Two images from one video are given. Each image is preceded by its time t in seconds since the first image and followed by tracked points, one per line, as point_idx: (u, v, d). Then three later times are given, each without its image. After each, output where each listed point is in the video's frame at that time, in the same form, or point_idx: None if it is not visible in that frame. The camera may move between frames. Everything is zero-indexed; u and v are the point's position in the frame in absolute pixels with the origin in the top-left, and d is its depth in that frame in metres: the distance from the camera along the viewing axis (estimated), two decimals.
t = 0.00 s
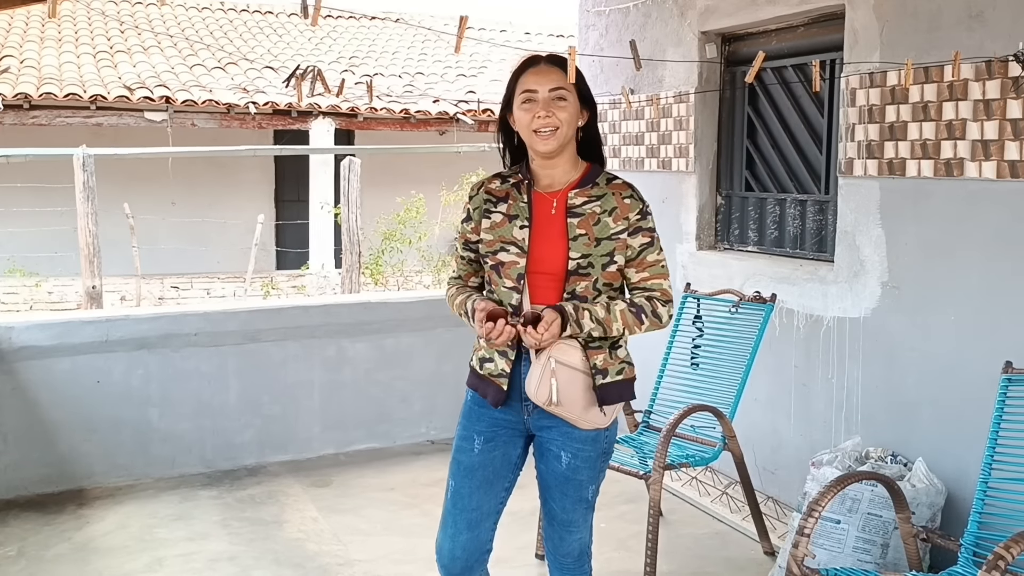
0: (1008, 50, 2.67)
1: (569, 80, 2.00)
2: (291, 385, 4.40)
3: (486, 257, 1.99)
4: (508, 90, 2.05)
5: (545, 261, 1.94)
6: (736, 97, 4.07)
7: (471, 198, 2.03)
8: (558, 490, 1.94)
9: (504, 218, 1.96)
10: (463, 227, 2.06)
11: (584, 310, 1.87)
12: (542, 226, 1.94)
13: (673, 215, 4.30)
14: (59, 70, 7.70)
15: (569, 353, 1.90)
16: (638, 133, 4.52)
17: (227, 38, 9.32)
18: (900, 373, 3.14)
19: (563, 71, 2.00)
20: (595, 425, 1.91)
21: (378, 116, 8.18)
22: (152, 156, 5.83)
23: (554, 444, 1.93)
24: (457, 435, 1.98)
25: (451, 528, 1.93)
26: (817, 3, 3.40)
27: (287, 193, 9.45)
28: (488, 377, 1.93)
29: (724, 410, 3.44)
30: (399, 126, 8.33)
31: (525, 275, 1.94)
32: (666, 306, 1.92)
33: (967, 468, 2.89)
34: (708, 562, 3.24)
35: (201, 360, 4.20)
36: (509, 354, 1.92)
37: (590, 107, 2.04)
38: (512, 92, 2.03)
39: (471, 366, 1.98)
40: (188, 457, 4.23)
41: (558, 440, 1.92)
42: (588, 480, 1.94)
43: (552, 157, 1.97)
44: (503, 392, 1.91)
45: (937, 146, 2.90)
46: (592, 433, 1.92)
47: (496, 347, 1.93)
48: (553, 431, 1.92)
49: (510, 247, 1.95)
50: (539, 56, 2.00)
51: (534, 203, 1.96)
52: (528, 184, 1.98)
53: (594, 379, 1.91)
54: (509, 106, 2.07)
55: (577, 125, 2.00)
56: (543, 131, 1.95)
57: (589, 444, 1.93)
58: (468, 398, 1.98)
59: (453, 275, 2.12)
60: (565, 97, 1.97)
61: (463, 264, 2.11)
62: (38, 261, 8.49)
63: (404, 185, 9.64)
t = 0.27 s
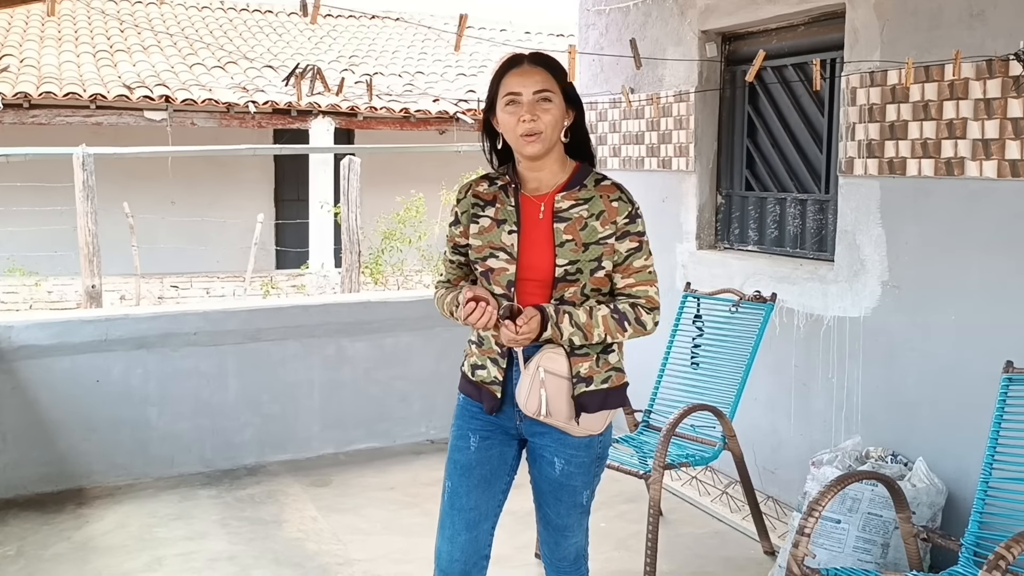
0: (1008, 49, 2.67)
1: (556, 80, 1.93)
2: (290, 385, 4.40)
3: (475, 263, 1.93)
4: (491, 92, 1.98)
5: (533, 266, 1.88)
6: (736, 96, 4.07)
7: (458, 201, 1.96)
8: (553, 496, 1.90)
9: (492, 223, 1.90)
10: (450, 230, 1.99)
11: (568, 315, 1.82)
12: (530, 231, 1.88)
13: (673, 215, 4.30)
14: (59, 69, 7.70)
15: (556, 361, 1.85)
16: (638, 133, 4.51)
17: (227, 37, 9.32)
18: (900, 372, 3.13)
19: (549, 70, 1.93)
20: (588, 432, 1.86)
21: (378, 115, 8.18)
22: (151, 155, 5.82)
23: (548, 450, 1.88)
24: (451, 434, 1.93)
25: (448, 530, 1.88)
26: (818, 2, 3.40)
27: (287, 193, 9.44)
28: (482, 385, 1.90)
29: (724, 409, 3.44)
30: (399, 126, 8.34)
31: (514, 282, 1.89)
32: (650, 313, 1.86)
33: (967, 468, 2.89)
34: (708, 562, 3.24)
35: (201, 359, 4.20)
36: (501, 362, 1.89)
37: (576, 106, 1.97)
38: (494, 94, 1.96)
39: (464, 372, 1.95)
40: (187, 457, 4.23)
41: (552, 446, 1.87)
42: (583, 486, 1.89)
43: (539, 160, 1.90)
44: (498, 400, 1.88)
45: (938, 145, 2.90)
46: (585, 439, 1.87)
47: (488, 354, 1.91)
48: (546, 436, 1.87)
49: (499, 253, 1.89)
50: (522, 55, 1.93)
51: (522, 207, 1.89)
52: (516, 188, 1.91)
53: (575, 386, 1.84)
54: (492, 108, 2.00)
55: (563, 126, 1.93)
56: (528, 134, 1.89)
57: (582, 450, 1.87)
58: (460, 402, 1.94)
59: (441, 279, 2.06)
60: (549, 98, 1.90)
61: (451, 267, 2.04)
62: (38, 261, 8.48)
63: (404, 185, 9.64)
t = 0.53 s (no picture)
0: (1010, 46, 2.66)
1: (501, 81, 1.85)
2: (290, 382, 4.40)
3: (442, 281, 1.85)
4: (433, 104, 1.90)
5: (508, 278, 1.80)
6: (737, 94, 4.06)
7: (416, 216, 1.87)
8: (534, 513, 1.83)
9: (458, 237, 1.82)
10: (407, 247, 1.89)
11: (554, 326, 1.76)
12: (502, 243, 1.79)
13: (674, 212, 4.30)
14: (60, 65, 7.70)
15: (541, 377, 1.77)
16: (639, 130, 4.51)
17: (227, 34, 9.31)
18: (901, 370, 3.13)
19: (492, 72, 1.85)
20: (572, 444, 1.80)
21: (378, 112, 8.18)
22: (151, 152, 5.82)
23: (526, 466, 1.81)
24: (416, 457, 1.85)
25: (424, 556, 1.83)
26: None
27: (287, 189, 9.43)
28: (449, 404, 1.80)
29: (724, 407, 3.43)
30: (400, 122, 8.34)
31: (489, 298, 1.80)
32: (631, 311, 1.83)
33: (968, 466, 2.89)
34: (708, 560, 3.24)
35: (201, 356, 4.19)
36: (472, 381, 1.79)
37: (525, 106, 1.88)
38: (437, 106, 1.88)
39: (427, 390, 1.85)
40: (187, 454, 4.23)
41: (530, 462, 1.81)
42: (564, 499, 1.84)
43: (498, 166, 1.82)
44: (466, 419, 1.79)
45: (939, 142, 2.90)
46: (565, 452, 1.82)
47: (457, 371, 1.81)
48: (523, 453, 1.81)
49: (470, 268, 1.81)
50: (460, 61, 1.84)
51: (490, 218, 1.81)
52: (480, 198, 1.82)
53: (568, 400, 1.79)
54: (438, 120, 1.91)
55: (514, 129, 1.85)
56: (478, 143, 1.81)
57: (562, 463, 1.82)
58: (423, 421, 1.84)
59: (393, 297, 1.95)
60: (494, 102, 1.82)
61: (407, 286, 1.93)
62: (38, 257, 8.50)
63: (405, 181, 9.64)
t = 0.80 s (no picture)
0: (1012, 47, 2.66)
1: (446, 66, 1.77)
2: (290, 381, 4.39)
3: (396, 283, 1.74)
4: (378, 91, 1.80)
5: (468, 279, 1.72)
6: (738, 94, 4.06)
7: (363, 214, 1.72)
8: (513, 524, 1.73)
9: (412, 236, 1.71)
10: (354, 249, 1.73)
11: (511, 322, 1.71)
12: (459, 243, 1.71)
13: (674, 213, 4.30)
14: (60, 64, 7.69)
15: (497, 381, 1.70)
16: (640, 130, 4.50)
17: (227, 33, 9.31)
18: (901, 371, 3.13)
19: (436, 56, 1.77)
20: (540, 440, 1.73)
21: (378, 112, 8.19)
22: (152, 151, 5.82)
23: (498, 469, 1.73)
24: (381, 473, 1.73)
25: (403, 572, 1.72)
26: None
27: (287, 188, 9.41)
28: (406, 417, 1.69)
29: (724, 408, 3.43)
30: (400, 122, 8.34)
31: (450, 301, 1.72)
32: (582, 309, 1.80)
33: (968, 468, 2.89)
34: (708, 560, 3.24)
35: (201, 355, 4.19)
36: (430, 391, 1.70)
37: (475, 93, 1.81)
38: (382, 93, 1.79)
39: (383, 402, 1.73)
40: (187, 453, 4.22)
41: (502, 464, 1.72)
42: (542, 503, 1.75)
43: (447, 158, 1.75)
44: (428, 432, 1.68)
45: (940, 144, 2.89)
46: (536, 451, 1.74)
47: (414, 382, 1.71)
48: (494, 455, 1.72)
49: (426, 270, 1.71)
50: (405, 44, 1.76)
51: (444, 216, 1.72)
52: (432, 194, 1.73)
53: (535, 400, 1.74)
54: (383, 108, 1.82)
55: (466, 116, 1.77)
56: (429, 129, 1.72)
57: (535, 464, 1.74)
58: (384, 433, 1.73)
59: (345, 305, 1.78)
60: (443, 87, 1.74)
61: (359, 292, 1.77)
62: (37, 255, 8.52)
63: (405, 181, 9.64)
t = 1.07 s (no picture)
0: (1013, 49, 2.66)
1: (435, 64, 1.73)
2: (290, 381, 4.39)
3: (378, 292, 1.67)
4: (361, 87, 1.75)
5: (455, 285, 1.68)
6: (739, 95, 4.06)
7: (349, 221, 1.63)
8: (494, 529, 1.71)
9: (399, 242, 1.65)
10: (338, 257, 1.62)
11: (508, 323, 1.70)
12: (444, 247, 1.67)
13: (675, 213, 4.30)
14: (61, 63, 7.70)
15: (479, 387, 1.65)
16: (640, 130, 4.50)
17: (228, 33, 9.31)
18: (901, 372, 3.13)
19: (425, 55, 1.73)
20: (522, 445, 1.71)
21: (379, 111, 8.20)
22: (153, 151, 5.82)
23: (479, 471, 1.71)
24: (365, 489, 1.68)
25: None
26: (822, 1, 3.39)
27: (287, 189, 9.41)
28: (390, 434, 1.63)
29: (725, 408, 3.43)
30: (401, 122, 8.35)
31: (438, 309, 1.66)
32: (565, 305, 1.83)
33: (968, 468, 2.89)
34: (708, 561, 3.24)
35: (201, 355, 4.19)
36: (417, 405, 1.64)
37: (461, 94, 1.79)
38: (366, 88, 1.73)
39: (361, 421, 1.66)
40: (187, 452, 4.23)
41: (484, 466, 1.70)
42: (524, 507, 1.73)
43: (434, 160, 1.71)
44: (415, 446, 1.64)
45: (941, 145, 2.90)
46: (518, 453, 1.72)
47: (395, 399, 1.64)
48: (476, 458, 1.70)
49: (413, 278, 1.65)
50: (393, 40, 1.72)
51: (430, 220, 1.67)
52: (418, 199, 1.67)
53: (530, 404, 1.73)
54: (366, 106, 1.76)
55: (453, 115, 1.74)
56: (418, 126, 1.68)
57: (517, 466, 1.72)
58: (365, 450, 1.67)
59: (320, 317, 1.65)
60: (432, 84, 1.71)
61: (340, 305, 1.65)
62: (38, 255, 8.53)
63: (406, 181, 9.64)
